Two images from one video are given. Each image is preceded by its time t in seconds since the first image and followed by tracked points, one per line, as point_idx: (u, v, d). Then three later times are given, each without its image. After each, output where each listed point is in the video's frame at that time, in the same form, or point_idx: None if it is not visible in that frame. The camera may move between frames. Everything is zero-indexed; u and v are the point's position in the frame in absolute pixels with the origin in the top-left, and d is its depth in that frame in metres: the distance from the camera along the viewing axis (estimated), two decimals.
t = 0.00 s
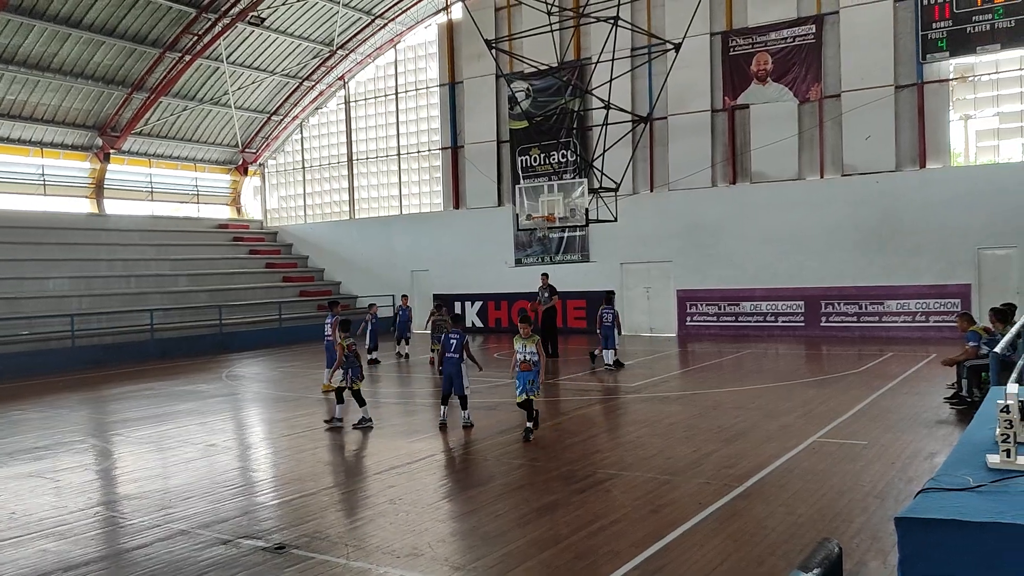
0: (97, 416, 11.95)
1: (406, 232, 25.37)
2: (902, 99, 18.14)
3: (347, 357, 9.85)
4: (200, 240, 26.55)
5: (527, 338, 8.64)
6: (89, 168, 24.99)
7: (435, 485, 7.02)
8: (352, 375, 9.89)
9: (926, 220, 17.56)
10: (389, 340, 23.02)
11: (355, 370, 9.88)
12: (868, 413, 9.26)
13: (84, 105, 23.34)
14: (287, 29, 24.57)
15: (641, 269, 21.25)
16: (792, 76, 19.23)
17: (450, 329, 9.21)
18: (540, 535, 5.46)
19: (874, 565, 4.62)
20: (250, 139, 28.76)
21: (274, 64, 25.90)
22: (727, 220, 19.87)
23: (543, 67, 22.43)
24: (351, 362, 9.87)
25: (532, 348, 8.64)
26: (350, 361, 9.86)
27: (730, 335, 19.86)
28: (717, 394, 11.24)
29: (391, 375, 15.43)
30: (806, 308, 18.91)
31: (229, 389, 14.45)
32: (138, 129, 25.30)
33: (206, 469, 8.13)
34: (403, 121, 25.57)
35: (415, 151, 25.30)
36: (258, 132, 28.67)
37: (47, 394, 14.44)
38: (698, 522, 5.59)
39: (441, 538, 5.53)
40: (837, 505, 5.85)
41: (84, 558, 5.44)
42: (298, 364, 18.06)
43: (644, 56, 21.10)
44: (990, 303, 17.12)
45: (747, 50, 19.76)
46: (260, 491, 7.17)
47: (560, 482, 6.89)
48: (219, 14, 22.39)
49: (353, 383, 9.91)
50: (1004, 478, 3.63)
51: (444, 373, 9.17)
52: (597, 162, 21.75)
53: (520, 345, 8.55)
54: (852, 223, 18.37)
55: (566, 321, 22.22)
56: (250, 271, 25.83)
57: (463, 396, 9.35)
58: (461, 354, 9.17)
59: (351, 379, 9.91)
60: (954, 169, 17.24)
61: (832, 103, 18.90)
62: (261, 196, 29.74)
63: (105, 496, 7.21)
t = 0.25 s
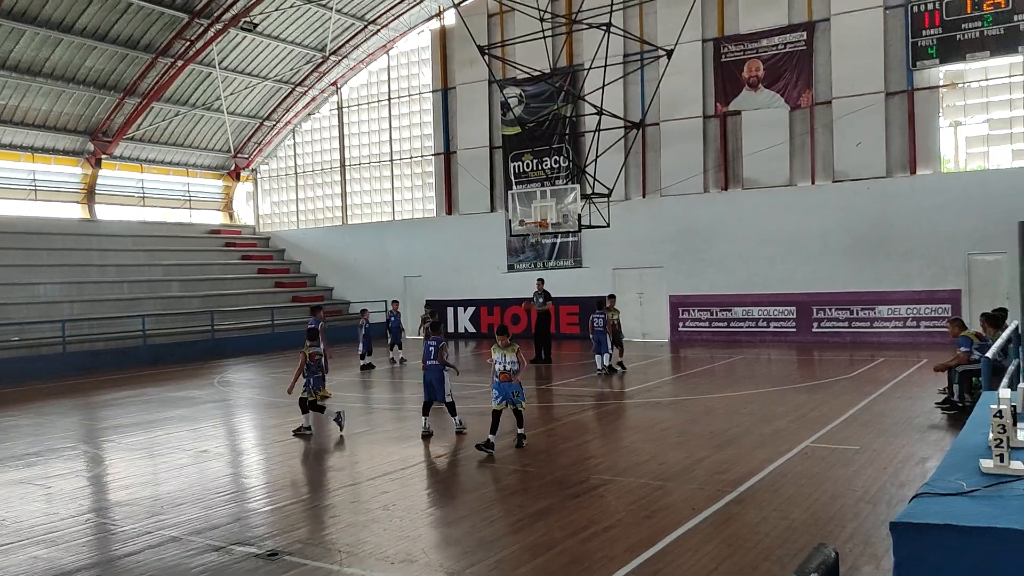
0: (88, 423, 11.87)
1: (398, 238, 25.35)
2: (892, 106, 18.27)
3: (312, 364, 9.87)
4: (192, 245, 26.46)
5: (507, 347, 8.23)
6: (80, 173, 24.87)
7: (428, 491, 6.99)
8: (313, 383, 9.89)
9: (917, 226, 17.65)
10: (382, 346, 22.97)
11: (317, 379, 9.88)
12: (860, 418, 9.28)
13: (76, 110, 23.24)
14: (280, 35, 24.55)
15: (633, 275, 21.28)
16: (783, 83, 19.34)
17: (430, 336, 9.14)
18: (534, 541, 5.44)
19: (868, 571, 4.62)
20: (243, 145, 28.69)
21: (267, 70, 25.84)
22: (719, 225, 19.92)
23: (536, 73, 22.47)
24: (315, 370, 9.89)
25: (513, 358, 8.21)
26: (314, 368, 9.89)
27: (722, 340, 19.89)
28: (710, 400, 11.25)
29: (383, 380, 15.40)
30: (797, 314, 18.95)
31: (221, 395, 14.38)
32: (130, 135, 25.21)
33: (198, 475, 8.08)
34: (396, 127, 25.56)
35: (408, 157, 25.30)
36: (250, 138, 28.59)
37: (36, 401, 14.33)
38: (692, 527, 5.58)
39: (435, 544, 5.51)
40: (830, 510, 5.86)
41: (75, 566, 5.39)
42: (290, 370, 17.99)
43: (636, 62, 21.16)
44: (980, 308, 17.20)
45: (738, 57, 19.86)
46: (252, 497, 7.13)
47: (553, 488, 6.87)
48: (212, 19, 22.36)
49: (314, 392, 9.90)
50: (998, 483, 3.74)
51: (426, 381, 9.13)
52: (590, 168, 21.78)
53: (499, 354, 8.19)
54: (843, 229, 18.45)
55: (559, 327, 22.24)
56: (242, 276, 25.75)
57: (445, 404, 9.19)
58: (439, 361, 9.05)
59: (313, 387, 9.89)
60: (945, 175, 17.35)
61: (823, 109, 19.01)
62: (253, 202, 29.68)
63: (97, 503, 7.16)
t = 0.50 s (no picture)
0: (82, 432, 11.80)
1: (393, 244, 25.32)
2: (886, 111, 18.35)
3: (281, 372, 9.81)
4: (187, 253, 26.38)
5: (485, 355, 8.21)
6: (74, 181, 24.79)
7: (425, 500, 6.95)
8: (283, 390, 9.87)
9: (911, 230, 17.69)
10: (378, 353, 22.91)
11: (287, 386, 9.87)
12: (857, 423, 9.27)
13: (70, 118, 23.19)
14: (275, 42, 24.53)
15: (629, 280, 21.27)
16: (777, 88, 19.39)
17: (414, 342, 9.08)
18: (532, 550, 5.41)
19: None
20: (237, 152, 28.62)
21: (261, 77, 25.81)
22: (715, 230, 19.94)
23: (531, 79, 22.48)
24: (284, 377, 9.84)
25: (491, 366, 8.15)
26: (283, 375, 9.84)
27: (718, 345, 19.88)
28: (706, 406, 11.23)
29: (379, 388, 15.34)
30: (793, 318, 18.96)
31: (216, 404, 14.31)
32: (124, 142, 25.16)
33: (193, 485, 8.02)
34: (390, 133, 25.54)
35: (403, 164, 25.27)
36: (244, 145, 28.53)
37: (30, 410, 14.24)
38: (689, 535, 5.55)
39: (432, 553, 5.48)
40: (828, 515, 5.84)
41: None
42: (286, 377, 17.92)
43: (630, 68, 21.20)
44: (975, 312, 17.25)
45: (732, 63, 19.91)
46: (248, 507, 7.08)
47: (551, 495, 6.84)
48: (206, 27, 22.34)
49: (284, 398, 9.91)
50: (998, 492, 3.69)
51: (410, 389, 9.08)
52: (585, 173, 21.80)
53: (476, 362, 8.14)
54: (838, 234, 18.48)
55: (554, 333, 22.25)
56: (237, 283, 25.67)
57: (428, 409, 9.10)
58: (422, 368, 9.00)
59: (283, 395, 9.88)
60: (939, 179, 17.40)
61: (817, 114, 19.07)
62: (248, 209, 29.62)
63: (91, 513, 7.10)
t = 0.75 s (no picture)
0: (78, 438, 11.74)
1: (390, 247, 25.27)
2: (882, 111, 18.35)
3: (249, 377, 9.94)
4: (183, 257, 26.31)
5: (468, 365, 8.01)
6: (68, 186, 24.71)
7: (422, 504, 6.92)
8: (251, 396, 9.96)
9: (908, 229, 17.70)
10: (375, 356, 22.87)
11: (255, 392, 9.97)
12: (857, 423, 9.25)
13: (64, 123, 23.11)
14: (269, 45, 24.48)
15: (626, 281, 21.25)
16: (773, 88, 19.35)
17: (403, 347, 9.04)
18: (531, 553, 5.38)
19: None
20: (232, 156, 28.56)
21: (256, 80, 25.76)
22: (711, 231, 19.93)
23: (526, 81, 22.46)
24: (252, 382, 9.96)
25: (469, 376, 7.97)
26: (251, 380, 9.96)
27: (715, 346, 19.87)
28: (705, 407, 11.21)
29: (377, 391, 15.30)
30: (790, 318, 18.96)
31: (213, 408, 14.26)
32: (119, 147, 25.10)
33: (191, 491, 7.98)
34: (386, 136, 25.50)
35: (398, 166, 25.24)
36: (240, 149, 28.47)
37: (26, 417, 14.18)
38: (689, 537, 5.53)
39: (431, 558, 5.44)
40: (828, 517, 5.82)
41: None
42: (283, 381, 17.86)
43: (625, 69, 21.21)
44: (973, 311, 17.24)
45: (728, 63, 19.89)
46: (245, 512, 7.04)
47: (550, 499, 6.81)
48: (200, 30, 22.27)
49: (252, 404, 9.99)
50: (1000, 494, 3.68)
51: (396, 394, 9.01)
52: (581, 175, 21.78)
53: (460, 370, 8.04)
54: (834, 233, 18.48)
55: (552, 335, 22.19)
56: (233, 287, 25.61)
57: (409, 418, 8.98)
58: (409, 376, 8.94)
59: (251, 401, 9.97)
60: (934, 178, 17.42)
61: (813, 114, 19.07)
62: (244, 213, 29.56)
63: (88, 520, 7.06)
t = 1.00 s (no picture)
0: (79, 440, 11.72)
1: (389, 247, 25.25)
2: (881, 109, 18.34)
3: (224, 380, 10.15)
4: (182, 259, 26.28)
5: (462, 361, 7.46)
6: (67, 188, 24.68)
7: (425, 504, 6.90)
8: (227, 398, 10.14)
9: (907, 226, 17.70)
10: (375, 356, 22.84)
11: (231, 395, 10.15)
12: (859, 421, 9.24)
13: (62, 124, 23.08)
14: (267, 45, 24.43)
15: (626, 280, 21.24)
16: (772, 86, 19.33)
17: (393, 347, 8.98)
18: (536, 553, 5.37)
19: None
20: (231, 157, 28.52)
21: (254, 81, 25.72)
22: (711, 229, 19.92)
23: (524, 81, 22.44)
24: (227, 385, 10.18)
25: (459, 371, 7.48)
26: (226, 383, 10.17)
27: (715, 344, 19.85)
28: (706, 405, 11.20)
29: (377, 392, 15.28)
30: (790, 316, 18.94)
31: (213, 409, 14.24)
32: (117, 149, 25.06)
33: (192, 492, 7.96)
34: (384, 136, 25.46)
35: (397, 166, 25.21)
36: (238, 150, 28.43)
37: (26, 419, 14.15)
38: (693, 536, 5.51)
39: (434, 558, 5.43)
40: (832, 514, 5.80)
41: None
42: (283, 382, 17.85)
43: (624, 68, 21.21)
44: (973, 308, 17.24)
45: (726, 62, 19.87)
46: (247, 513, 7.02)
47: (553, 498, 6.80)
48: (198, 31, 22.23)
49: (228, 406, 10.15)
50: (1010, 489, 3.66)
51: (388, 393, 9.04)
52: (580, 174, 21.77)
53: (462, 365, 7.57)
54: (834, 231, 18.48)
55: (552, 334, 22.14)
56: (232, 288, 25.59)
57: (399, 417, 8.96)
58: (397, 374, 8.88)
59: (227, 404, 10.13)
60: (934, 175, 17.42)
61: (812, 112, 19.06)
62: (242, 214, 29.52)
63: (90, 521, 7.04)
